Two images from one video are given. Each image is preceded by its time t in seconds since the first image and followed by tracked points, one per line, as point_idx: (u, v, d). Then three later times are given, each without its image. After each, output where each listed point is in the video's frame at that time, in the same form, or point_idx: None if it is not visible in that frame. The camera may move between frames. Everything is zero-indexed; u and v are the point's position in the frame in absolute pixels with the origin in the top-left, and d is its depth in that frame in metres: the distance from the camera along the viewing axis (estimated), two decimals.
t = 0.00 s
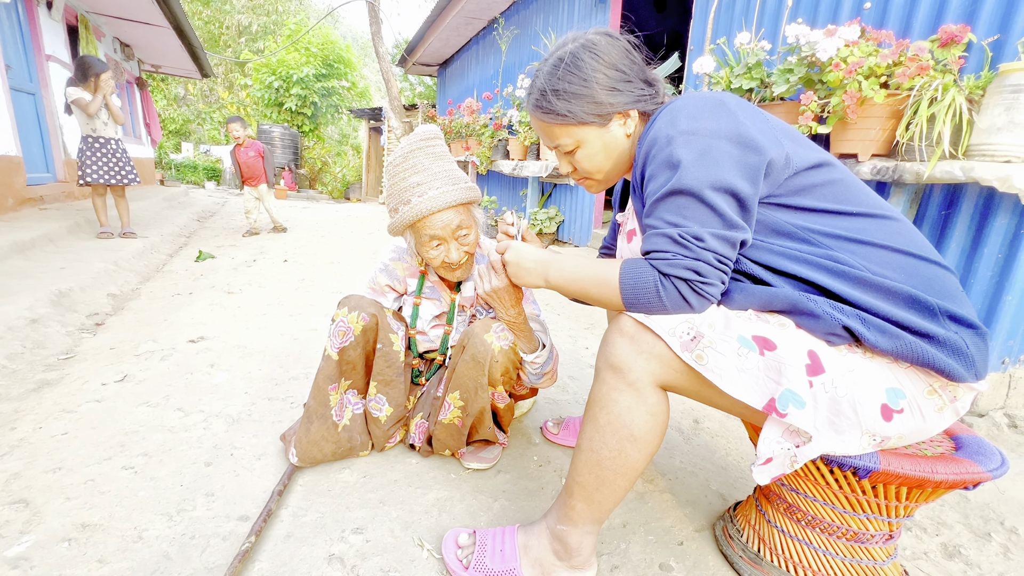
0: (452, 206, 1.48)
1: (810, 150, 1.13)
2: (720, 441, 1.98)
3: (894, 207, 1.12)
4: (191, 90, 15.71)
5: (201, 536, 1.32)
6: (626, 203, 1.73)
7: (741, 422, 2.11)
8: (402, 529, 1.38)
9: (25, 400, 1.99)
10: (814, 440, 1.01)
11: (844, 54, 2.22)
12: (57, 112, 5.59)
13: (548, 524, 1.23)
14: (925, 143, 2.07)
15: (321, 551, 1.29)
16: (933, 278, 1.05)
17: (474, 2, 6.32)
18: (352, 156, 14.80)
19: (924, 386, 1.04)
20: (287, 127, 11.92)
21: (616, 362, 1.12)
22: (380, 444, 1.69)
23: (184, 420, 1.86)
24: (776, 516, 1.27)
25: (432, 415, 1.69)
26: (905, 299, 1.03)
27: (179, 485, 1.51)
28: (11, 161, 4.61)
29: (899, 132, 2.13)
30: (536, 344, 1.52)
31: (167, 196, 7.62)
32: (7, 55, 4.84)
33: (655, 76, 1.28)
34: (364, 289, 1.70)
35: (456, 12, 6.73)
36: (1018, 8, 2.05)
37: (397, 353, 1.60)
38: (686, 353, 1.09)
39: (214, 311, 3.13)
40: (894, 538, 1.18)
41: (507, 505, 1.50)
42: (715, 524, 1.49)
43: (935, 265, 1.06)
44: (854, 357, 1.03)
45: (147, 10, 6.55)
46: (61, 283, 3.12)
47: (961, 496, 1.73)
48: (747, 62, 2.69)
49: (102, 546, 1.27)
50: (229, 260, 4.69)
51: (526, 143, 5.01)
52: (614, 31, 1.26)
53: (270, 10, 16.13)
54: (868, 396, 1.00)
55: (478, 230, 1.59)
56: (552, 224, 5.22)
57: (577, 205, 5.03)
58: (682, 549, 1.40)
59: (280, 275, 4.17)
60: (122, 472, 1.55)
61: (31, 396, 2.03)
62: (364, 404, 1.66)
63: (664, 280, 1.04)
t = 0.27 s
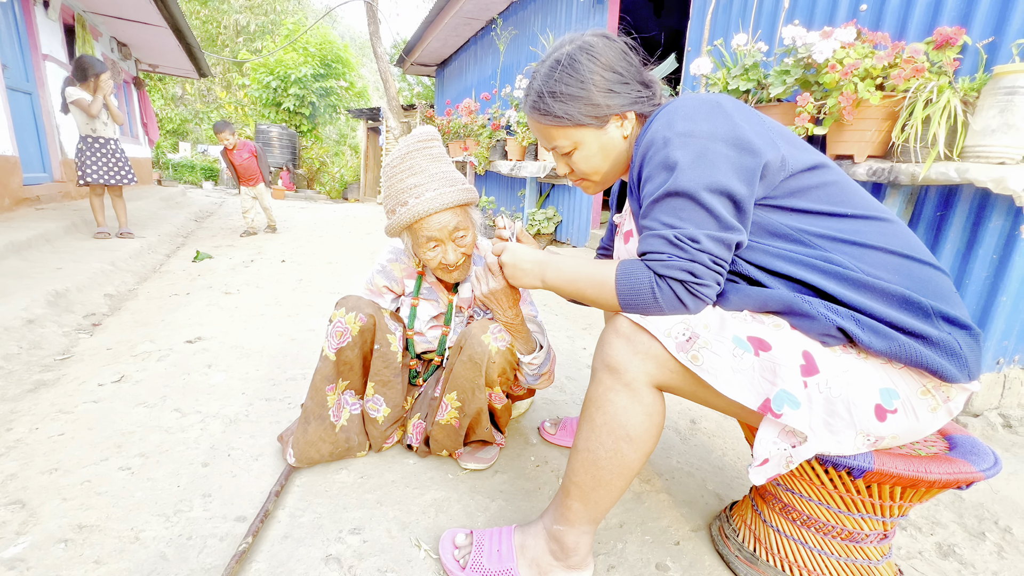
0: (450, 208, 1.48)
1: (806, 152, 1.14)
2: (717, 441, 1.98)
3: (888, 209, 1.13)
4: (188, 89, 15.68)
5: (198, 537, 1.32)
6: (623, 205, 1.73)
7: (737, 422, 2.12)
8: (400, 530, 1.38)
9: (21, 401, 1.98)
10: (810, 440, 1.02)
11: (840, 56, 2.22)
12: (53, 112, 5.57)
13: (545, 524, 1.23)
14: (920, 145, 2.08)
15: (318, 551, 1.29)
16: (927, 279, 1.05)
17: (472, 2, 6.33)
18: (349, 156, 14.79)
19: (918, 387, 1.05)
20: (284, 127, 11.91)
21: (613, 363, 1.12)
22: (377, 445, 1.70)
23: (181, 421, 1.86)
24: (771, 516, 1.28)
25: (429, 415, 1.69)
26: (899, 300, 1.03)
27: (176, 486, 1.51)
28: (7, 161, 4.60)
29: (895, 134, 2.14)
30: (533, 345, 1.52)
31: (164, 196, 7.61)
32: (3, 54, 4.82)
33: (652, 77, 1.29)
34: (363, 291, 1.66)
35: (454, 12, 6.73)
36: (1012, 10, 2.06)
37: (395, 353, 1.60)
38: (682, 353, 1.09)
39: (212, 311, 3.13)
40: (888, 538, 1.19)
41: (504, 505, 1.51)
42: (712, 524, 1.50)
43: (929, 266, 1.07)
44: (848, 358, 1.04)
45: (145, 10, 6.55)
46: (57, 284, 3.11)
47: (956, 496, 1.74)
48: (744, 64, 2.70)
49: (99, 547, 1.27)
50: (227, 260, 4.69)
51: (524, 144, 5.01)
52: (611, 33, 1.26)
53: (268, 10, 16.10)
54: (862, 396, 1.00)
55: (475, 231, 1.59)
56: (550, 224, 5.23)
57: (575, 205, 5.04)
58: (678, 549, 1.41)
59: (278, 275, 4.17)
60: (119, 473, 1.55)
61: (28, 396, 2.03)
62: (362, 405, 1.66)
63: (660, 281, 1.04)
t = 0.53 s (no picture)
0: (446, 209, 1.48)
1: (803, 154, 1.14)
2: (715, 441, 1.99)
3: (885, 211, 1.14)
4: (186, 89, 15.66)
5: (196, 537, 1.32)
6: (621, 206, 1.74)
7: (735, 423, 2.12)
8: (397, 530, 1.38)
9: (18, 401, 1.98)
10: (806, 440, 1.02)
11: (837, 57, 2.24)
12: (51, 111, 5.56)
13: (543, 524, 1.23)
14: (916, 146, 2.09)
15: (316, 552, 1.29)
16: (923, 280, 1.06)
17: (471, 3, 6.33)
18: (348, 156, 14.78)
19: (913, 387, 1.05)
20: (283, 127, 11.90)
21: (610, 363, 1.13)
22: (375, 445, 1.70)
23: (178, 421, 1.85)
24: (768, 516, 1.28)
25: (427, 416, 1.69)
26: (895, 301, 1.04)
27: (173, 486, 1.50)
28: (4, 161, 4.58)
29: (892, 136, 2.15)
30: (531, 346, 1.51)
31: (162, 196, 7.59)
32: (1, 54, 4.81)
33: (651, 78, 1.29)
34: (359, 292, 1.66)
35: (453, 13, 6.74)
36: (1007, 13, 2.07)
37: (393, 354, 1.60)
38: (679, 354, 1.10)
39: (210, 312, 3.12)
40: (884, 538, 1.20)
41: (502, 506, 1.51)
42: (709, 524, 1.50)
43: (925, 268, 1.07)
44: (844, 358, 1.04)
45: (143, 9, 6.54)
46: (54, 284, 3.11)
47: (952, 496, 1.75)
48: (742, 65, 2.71)
49: (95, 548, 1.27)
50: (225, 260, 4.68)
51: (522, 144, 5.02)
52: (610, 34, 1.27)
53: (267, 10, 16.09)
54: (858, 396, 1.01)
55: (472, 233, 1.59)
56: (548, 225, 5.23)
57: (573, 206, 5.05)
58: (676, 549, 1.41)
59: (276, 275, 4.16)
60: (116, 474, 1.55)
61: (24, 397, 2.02)
62: (360, 405, 1.66)
63: (657, 282, 1.05)
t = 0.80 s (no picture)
0: (446, 210, 1.48)
1: (804, 156, 1.15)
2: (715, 442, 1.99)
3: (885, 213, 1.14)
4: (185, 89, 15.63)
5: (196, 538, 1.32)
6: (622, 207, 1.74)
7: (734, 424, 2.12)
8: (398, 531, 1.38)
9: (17, 402, 1.98)
10: (806, 440, 1.02)
11: (836, 60, 2.25)
12: (49, 111, 5.55)
13: (544, 525, 1.23)
14: (915, 149, 2.10)
15: (317, 552, 1.29)
16: (922, 282, 1.07)
17: (470, 4, 6.34)
18: (347, 156, 14.78)
19: (912, 388, 1.06)
20: (282, 127, 11.88)
21: (611, 364, 1.13)
22: (376, 446, 1.70)
23: (178, 422, 1.85)
24: (768, 517, 1.29)
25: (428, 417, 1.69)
26: (895, 303, 1.04)
27: (173, 487, 1.50)
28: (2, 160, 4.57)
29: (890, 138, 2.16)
30: (532, 347, 1.53)
31: (160, 196, 7.58)
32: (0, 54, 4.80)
33: (653, 81, 1.30)
34: (360, 292, 1.67)
35: (452, 14, 6.75)
36: (1005, 16, 2.09)
37: (393, 355, 1.60)
38: (679, 354, 1.10)
39: (209, 312, 3.12)
40: (884, 538, 1.20)
41: (502, 506, 1.51)
42: (709, 524, 1.51)
43: (925, 270, 1.08)
44: (843, 359, 1.05)
45: (142, 9, 6.53)
46: (53, 284, 3.10)
47: (950, 496, 1.76)
48: (741, 67, 2.72)
49: (96, 549, 1.26)
50: (224, 260, 4.68)
51: (522, 145, 5.02)
52: (613, 37, 1.27)
53: (266, 10, 16.06)
54: (857, 397, 1.01)
55: (472, 234, 1.59)
56: (547, 226, 5.24)
57: (572, 207, 5.05)
58: (676, 549, 1.41)
59: (276, 276, 4.16)
60: (116, 474, 1.54)
61: (23, 397, 2.02)
62: (360, 406, 1.66)
63: (658, 283, 1.05)
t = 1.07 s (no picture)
0: (443, 210, 1.48)
1: (800, 160, 1.15)
2: (712, 444, 2.00)
3: (881, 216, 1.15)
4: (183, 89, 15.59)
5: (193, 541, 1.31)
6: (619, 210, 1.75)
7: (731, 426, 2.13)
8: (396, 533, 1.38)
9: (13, 404, 1.97)
10: (803, 443, 1.03)
11: (832, 64, 2.26)
12: (46, 112, 5.53)
13: (541, 527, 1.24)
14: (911, 152, 2.11)
15: (314, 555, 1.29)
16: (918, 284, 1.07)
17: (469, 6, 6.35)
18: (345, 158, 14.76)
19: (907, 390, 1.06)
20: (280, 128, 11.87)
21: (608, 366, 1.13)
22: (373, 448, 1.70)
23: (175, 424, 1.85)
24: (765, 519, 1.29)
25: (426, 418, 1.69)
26: (890, 306, 1.05)
27: (170, 489, 1.50)
28: None
29: (886, 141, 2.17)
30: (529, 349, 1.53)
31: (158, 197, 7.56)
32: None
33: (650, 84, 1.30)
34: (359, 293, 1.69)
35: (451, 16, 6.76)
36: (999, 22, 2.10)
37: (391, 357, 1.60)
38: (675, 357, 1.10)
39: (206, 314, 3.11)
40: (880, 540, 1.20)
41: (500, 508, 1.51)
42: (706, 526, 1.51)
43: (920, 273, 1.09)
44: (838, 361, 1.06)
45: (140, 10, 6.52)
46: (49, 285, 3.09)
47: (946, 498, 1.76)
48: (738, 70, 2.73)
49: (92, 551, 1.26)
50: (221, 262, 4.67)
51: (520, 147, 5.03)
52: (611, 41, 1.28)
53: (264, 11, 16.04)
54: (852, 399, 1.02)
55: (469, 236, 1.60)
56: (545, 228, 5.24)
57: (570, 209, 5.06)
58: (673, 551, 1.41)
59: (274, 277, 4.15)
60: (112, 476, 1.54)
61: (19, 399, 2.01)
62: (358, 408, 1.66)
63: (655, 286, 1.06)
